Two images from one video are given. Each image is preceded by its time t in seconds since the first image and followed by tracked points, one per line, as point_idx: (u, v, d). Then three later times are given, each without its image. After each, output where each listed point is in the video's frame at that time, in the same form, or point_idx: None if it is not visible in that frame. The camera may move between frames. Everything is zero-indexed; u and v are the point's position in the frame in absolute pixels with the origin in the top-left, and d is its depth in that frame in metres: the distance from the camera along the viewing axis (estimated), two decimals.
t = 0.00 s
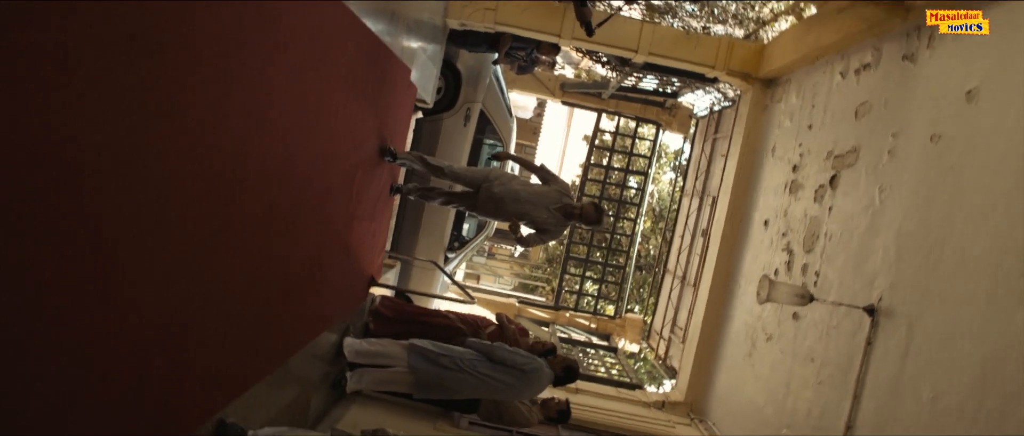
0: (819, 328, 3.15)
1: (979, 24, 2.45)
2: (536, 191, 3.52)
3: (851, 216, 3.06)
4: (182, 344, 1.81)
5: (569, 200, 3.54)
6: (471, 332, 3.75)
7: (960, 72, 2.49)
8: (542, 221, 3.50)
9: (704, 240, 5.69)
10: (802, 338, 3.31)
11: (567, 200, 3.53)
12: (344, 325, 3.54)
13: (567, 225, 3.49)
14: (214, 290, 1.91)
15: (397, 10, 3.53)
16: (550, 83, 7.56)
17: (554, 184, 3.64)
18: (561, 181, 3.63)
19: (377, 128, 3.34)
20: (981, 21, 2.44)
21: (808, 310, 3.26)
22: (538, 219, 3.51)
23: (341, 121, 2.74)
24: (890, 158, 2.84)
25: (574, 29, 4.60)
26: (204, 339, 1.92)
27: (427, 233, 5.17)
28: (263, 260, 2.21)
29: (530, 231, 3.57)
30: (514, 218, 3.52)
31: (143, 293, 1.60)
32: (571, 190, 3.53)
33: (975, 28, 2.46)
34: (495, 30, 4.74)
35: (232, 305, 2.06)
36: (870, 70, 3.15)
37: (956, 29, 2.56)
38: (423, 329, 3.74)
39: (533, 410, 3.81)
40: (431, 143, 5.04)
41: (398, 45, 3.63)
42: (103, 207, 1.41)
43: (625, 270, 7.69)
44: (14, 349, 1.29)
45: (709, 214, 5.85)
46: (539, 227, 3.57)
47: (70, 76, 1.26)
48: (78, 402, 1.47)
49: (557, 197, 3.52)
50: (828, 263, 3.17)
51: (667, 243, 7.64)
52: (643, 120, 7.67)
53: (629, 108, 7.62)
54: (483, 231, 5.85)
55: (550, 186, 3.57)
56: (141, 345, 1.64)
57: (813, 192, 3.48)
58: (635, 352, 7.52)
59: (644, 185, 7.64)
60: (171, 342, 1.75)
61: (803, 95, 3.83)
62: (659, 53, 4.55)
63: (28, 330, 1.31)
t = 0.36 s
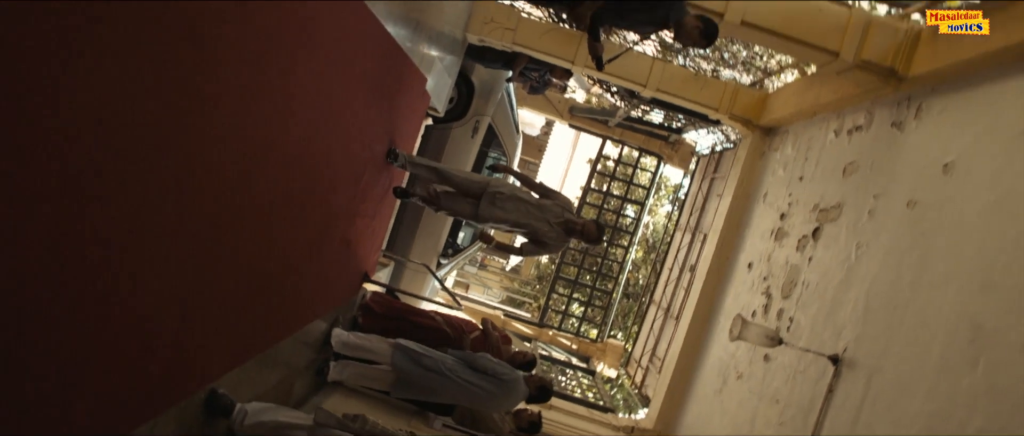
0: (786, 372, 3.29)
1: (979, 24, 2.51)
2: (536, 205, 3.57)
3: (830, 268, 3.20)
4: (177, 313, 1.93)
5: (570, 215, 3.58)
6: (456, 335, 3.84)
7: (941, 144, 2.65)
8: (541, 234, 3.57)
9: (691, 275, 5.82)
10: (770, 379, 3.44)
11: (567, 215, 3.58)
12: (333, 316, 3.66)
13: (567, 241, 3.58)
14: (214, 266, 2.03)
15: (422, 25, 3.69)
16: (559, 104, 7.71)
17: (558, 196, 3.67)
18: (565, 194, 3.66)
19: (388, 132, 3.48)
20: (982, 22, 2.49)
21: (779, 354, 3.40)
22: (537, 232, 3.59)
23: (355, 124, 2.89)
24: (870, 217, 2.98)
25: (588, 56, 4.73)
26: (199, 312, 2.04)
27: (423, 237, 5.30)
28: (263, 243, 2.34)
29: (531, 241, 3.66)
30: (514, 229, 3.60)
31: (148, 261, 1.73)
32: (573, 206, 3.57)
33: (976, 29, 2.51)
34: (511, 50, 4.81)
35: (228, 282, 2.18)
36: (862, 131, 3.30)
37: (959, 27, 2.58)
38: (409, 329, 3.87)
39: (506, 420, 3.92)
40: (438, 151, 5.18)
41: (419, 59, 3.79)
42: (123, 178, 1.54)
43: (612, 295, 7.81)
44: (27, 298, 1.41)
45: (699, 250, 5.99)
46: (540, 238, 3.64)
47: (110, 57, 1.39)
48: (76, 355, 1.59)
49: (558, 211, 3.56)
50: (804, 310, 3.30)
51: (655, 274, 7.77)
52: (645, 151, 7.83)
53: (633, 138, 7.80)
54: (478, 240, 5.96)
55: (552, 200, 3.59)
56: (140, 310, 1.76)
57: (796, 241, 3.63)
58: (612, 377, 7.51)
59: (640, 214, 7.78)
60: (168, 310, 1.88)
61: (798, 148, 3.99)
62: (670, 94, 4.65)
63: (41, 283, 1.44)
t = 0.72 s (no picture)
0: (742, 423, 3.41)
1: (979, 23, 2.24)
2: (529, 238, 3.47)
3: (794, 328, 3.35)
4: (161, 305, 2.06)
5: (561, 255, 3.47)
6: (431, 354, 3.93)
7: (904, 224, 2.82)
8: (527, 268, 3.44)
9: (667, 321, 5.95)
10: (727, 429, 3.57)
11: (557, 254, 3.47)
12: (314, 324, 3.76)
13: (553, 279, 3.45)
14: (206, 262, 2.17)
15: (433, 55, 3.85)
16: (556, 141, 7.88)
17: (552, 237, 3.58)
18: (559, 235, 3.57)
19: (388, 153, 3.63)
20: (982, 22, 2.21)
21: (737, 404, 3.54)
22: (524, 265, 3.46)
23: (358, 144, 3.03)
24: (835, 284, 3.14)
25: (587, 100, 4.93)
26: (186, 304, 2.17)
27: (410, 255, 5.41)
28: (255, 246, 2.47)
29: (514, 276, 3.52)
30: (501, 258, 3.47)
31: (141, 254, 1.86)
32: (564, 244, 3.47)
33: (975, 29, 2.25)
34: (514, 86, 4.96)
35: (215, 280, 2.31)
36: (837, 201, 3.47)
37: (954, 28, 2.28)
38: (387, 345, 3.99)
39: None
40: (433, 174, 5.32)
41: (427, 86, 3.95)
42: (128, 176, 1.69)
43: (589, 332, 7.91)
44: (28, 273, 1.55)
45: (676, 297, 6.12)
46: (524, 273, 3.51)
47: (138, 66, 1.55)
48: (67, 330, 1.72)
49: (549, 249, 3.46)
50: (766, 366, 3.45)
51: (633, 315, 7.90)
52: (635, 195, 8.01)
53: (626, 182, 7.91)
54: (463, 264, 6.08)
55: (543, 235, 3.49)
56: (127, 298, 1.90)
57: (767, 299, 3.79)
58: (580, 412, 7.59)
59: (624, 256, 7.93)
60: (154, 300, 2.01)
61: (779, 211, 4.17)
62: (664, 145, 4.90)
63: (45, 260, 1.58)
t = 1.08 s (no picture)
0: None
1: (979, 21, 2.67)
2: (509, 264, 3.45)
3: (759, 373, 3.49)
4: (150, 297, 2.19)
5: (537, 286, 3.46)
6: (407, 368, 4.01)
7: (867, 282, 2.97)
8: (500, 293, 3.42)
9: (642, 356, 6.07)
10: None
11: (534, 284, 3.46)
12: (296, 328, 3.86)
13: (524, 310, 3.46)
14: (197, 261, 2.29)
15: (438, 81, 4.00)
16: (550, 170, 8.02)
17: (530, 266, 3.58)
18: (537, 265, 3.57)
19: (386, 171, 3.77)
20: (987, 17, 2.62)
21: None
22: (498, 290, 3.43)
23: (357, 161, 3.17)
24: (799, 334, 3.29)
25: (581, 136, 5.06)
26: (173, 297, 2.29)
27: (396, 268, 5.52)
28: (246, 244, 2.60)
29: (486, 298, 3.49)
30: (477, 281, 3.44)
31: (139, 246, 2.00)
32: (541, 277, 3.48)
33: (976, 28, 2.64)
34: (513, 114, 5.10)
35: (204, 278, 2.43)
36: (811, 254, 3.62)
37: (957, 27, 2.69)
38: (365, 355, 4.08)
39: None
40: (427, 192, 5.45)
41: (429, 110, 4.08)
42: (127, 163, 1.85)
43: (565, 360, 7.99)
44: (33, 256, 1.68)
45: (653, 334, 6.24)
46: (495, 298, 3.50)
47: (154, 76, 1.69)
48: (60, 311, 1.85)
49: (526, 277, 3.45)
50: (729, 407, 3.58)
51: (609, 347, 8.01)
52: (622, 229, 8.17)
53: (613, 217, 8.04)
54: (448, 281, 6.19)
55: (522, 264, 3.49)
56: (116, 284, 2.07)
57: (736, 344, 3.93)
58: None
59: (606, 288, 8.05)
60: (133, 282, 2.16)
61: (756, 260, 4.32)
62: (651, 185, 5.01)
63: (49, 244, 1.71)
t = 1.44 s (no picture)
0: None
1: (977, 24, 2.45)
2: (499, 281, 3.32)
3: (721, 400, 3.64)
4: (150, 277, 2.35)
5: (523, 304, 3.37)
6: (381, 369, 4.08)
7: (826, 323, 3.14)
8: (487, 310, 3.29)
9: (614, 376, 6.19)
10: None
11: (520, 303, 3.36)
12: (281, 319, 3.97)
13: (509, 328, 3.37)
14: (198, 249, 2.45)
15: (443, 98, 4.15)
16: (541, 187, 8.13)
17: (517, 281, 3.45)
18: (524, 281, 3.44)
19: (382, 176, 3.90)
20: (980, 21, 2.43)
21: None
22: (484, 306, 3.30)
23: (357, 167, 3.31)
24: (762, 365, 3.44)
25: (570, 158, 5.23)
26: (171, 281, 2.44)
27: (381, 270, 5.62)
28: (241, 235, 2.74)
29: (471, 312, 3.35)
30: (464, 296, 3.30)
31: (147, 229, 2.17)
32: (530, 295, 3.39)
33: (975, 28, 2.48)
34: (509, 130, 5.23)
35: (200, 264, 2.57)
36: (780, 291, 3.78)
37: (955, 28, 2.52)
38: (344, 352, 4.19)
39: None
40: (419, 198, 5.57)
41: (431, 123, 4.22)
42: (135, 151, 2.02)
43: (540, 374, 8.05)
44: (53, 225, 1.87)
45: (627, 355, 6.39)
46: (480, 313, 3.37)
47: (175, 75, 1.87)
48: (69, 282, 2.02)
49: (513, 295, 3.34)
50: (691, 430, 3.72)
51: (584, 365, 8.13)
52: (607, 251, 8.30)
53: (598, 237, 8.13)
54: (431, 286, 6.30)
55: (511, 280, 3.37)
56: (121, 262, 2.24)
57: (702, 371, 4.07)
58: None
59: (586, 306, 8.17)
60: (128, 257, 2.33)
61: (730, 292, 4.46)
62: (637, 211, 5.13)
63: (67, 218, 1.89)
